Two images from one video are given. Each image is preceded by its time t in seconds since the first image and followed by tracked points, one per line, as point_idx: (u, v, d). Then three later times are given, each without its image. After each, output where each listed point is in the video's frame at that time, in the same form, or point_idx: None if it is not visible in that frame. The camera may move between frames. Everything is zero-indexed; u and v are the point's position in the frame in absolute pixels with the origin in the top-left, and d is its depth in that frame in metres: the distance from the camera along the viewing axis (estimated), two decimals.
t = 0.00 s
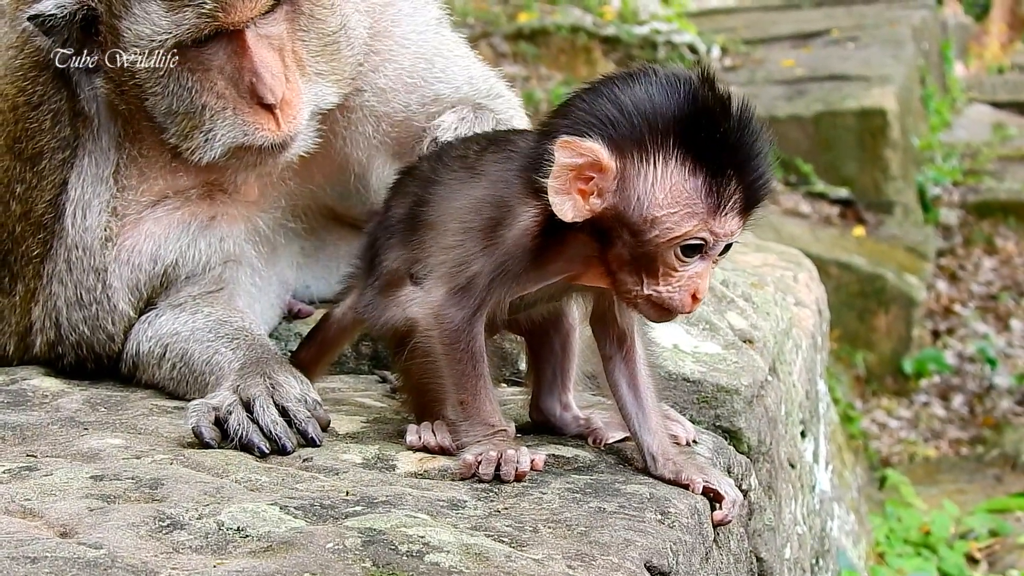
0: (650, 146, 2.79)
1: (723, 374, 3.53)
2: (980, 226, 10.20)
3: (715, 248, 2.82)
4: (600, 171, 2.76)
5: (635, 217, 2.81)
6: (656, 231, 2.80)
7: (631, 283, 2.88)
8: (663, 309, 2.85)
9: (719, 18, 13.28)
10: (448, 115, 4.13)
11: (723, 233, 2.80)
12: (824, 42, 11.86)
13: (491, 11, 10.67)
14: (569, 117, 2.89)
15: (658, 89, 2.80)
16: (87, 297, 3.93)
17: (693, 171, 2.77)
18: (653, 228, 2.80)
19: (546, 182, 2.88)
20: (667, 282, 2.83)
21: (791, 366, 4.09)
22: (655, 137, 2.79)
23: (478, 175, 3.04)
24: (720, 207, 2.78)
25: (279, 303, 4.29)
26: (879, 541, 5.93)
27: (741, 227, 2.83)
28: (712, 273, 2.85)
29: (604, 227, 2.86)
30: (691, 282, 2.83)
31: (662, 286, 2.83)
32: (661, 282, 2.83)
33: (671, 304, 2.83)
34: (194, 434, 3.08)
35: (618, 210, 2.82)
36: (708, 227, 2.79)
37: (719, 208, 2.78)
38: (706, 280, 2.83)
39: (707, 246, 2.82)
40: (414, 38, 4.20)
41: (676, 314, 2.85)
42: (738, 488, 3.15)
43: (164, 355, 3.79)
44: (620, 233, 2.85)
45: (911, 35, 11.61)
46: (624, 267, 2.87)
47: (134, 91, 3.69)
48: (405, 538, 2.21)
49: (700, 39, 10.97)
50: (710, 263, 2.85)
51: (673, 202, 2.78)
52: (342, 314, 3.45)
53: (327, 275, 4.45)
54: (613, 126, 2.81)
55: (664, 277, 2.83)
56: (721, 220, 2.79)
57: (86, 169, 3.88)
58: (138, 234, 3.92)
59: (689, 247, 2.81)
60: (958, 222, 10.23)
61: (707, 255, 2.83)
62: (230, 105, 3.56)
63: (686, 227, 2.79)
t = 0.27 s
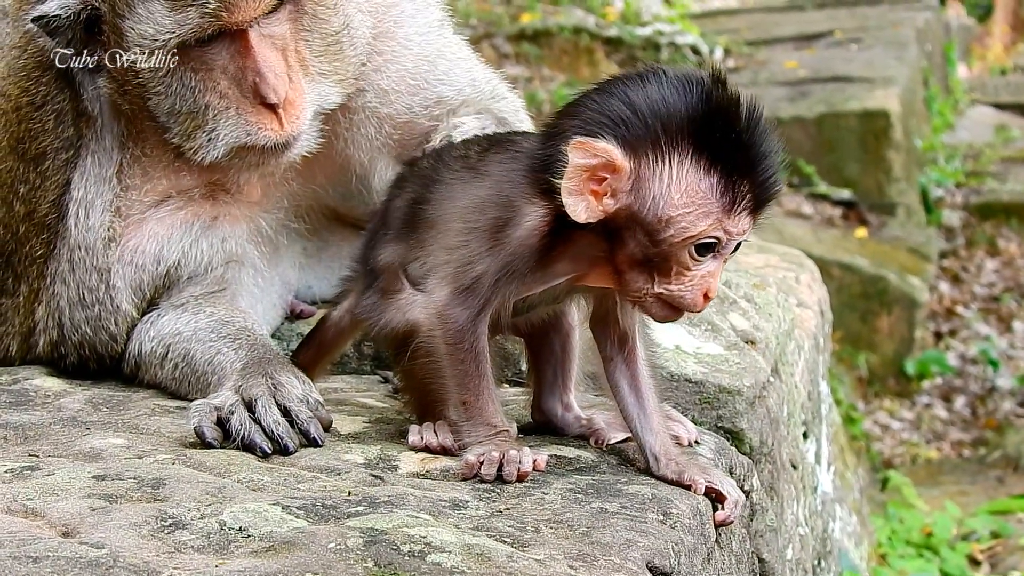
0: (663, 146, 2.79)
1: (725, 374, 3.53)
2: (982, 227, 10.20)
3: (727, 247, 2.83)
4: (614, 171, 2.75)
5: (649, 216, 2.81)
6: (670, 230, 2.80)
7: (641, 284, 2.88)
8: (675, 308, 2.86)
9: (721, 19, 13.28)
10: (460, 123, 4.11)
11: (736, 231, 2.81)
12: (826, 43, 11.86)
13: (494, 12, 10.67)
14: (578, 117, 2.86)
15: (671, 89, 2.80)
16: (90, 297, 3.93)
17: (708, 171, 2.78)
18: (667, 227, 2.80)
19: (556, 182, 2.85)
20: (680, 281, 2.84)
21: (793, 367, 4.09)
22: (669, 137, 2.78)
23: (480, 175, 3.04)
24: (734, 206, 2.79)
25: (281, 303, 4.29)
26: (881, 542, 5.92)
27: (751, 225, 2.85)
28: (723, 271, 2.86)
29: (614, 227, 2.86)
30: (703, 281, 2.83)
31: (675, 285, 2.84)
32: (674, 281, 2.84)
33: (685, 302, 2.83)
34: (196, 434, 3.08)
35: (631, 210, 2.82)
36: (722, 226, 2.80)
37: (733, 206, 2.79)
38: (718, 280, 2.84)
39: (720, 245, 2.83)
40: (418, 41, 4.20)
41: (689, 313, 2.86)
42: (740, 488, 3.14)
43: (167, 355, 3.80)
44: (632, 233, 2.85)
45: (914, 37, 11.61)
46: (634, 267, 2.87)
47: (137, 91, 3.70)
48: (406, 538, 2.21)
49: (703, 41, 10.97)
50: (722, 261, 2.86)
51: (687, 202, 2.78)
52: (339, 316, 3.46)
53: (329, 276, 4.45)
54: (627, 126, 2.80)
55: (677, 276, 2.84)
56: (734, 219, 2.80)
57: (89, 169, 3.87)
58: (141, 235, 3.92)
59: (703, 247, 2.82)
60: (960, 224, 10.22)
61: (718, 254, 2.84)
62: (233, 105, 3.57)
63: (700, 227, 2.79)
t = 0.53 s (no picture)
0: (668, 142, 2.79)
1: (727, 374, 3.53)
2: (983, 229, 10.20)
3: (734, 239, 2.84)
4: (619, 169, 2.75)
5: (657, 212, 2.81)
6: (677, 225, 2.80)
7: (649, 279, 2.89)
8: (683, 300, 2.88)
9: (723, 21, 13.28)
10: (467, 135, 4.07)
11: (743, 223, 2.82)
12: (828, 45, 11.86)
13: (496, 13, 10.67)
14: (581, 117, 2.86)
15: (672, 86, 2.80)
16: (92, 296, 3.94)
17: (712, 164, 2.78)
18: (675, 222, 2.80)
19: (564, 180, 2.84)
20: (689, 275, 2.85)
21: (795, 367, 4.09)
22: (672, 133, 2.79)
23: (480, 182, 3.02)
24: (740, 198, 2.80)
25: (282, 303, 4.30)
26: (882, 543, 5.92)
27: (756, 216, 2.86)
28: (731, 264, 2.87)
29: (620, 225, 2.86)
30: (712, 274, 2.84)
31: (683, 278, 2.85)
32: (682, 274, 2.85)
33: (692, 295, 2.85)
34: (198, 433, 3.08)
35: (638, 207, 2.82)
36: (728, 218, 2.81)
37: (739, 198, 2.80)
38: (725, 273, 2.85)
39: (728, 238, 2.83)
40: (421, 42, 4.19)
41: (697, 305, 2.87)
42: (742, 488, 3.14)
43: (169, 354, 3.80)
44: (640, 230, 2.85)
45: (916, 39, 11.61)
46: (642, 263, 2.88)
47: (140, 90, 3.70)
48: (409, 536, 2.21)
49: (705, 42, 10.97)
50: (729, 254, 2.87)
51: (694, 196, 2.78)
52: (333, 321, 3.53)
53: (330, 276, 4.46)
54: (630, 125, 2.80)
55: (685, 271, 2.85)
56: (741, 211, 2.81)
57: (91, 168, 3.88)
58: (143, 235, 3.92)
59: (710, 240, 2.82)
60: (962, 226, 10.23)
61: (726, 247, 2.85)
62: (235, 104, 3.57)
63: (707, 221, 2.79)
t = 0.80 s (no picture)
0: (694, 145, 2.78)
1: (726, 372, 3.52)
2: (982, 228, 10.21)
3: (744, 250, 2.85)
4: (643, 169, 2.73)
5: (672, 214, 2.79)
6: (692, 231, 2.80)
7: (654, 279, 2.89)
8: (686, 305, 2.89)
9: (721, 21, 13.29)
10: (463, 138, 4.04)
11: (753, 236, 2.83)
12: (827, 44, 11.86)
13: (494, 12, 10.67)
14: (606, 108, 2.81)
15: (704, 88, 2.78)
16: (89, 294, 3.93)
17: (733, 174, 2.78)
18: (690, 227, 2.79)
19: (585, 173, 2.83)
20: (695, 280, 2.85)
21: (793, 365, 4.09)
22: (698, 136, 2.78)
23: (488, 181, 3.01)
24: (754, 212, 2.81)
25: (281, 300, 4.30)
26: (881, 541, 5.91)
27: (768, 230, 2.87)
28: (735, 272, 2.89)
29: (632, 224, 2.85)
30: (716, 281, 2.85)
31: (692, 283, 2.85)
32: (688, 279, 2.85)
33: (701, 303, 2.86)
34: (196, 430, 3.08)
35: (653, 208, 2.81)
36: (743, 231, 2.81)
37: (757, 211, 2.81)
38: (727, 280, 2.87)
39: (736, 248, 2.84)
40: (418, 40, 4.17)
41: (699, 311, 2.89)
42: (740, 485, 3.14)
43: (167, 352, 3.80)
44: (652, 230, 2.84)
45: (914, 38, 11.61)
46: (650, 263, 2.87)
47: (134, 88, 3.71)
48: (407, 533, 2.21)
49: (703, 42, 10.97)
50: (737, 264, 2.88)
51: (711, 205, 2.78)
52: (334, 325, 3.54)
53: (329, 274, 4.46)
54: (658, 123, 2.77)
55: (692, 275, 2.85)
56: (753, 225, 2.82)
57: (87, 165, 3.88)
58: (140, 233, 3.93)
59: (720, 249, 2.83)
60: (960, 225, 10.23)
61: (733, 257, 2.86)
62: (229, 103, 3.57)
63: (721, 230, 2.79)
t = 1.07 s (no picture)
0: (733, 174, 2.75)
1: (724, 372, 3.52)
2: (980, 228, 10.21)
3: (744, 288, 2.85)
4: (684, 187, 2.69)
5: (692, 235, 2.76)
6: (708, 257, 2.77)
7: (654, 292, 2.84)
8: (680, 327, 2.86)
9: (720, 20, 13.28)
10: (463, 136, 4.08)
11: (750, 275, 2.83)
12: (826, 44, 11.86)
13: (493, 12, 10.67)
14: (658, 107, 2.80)
15: (755, 123, 2.78)
16: (88, 293, 3.94)
17: (756, 214, 2.77)
18: (707, 254, 2.76)
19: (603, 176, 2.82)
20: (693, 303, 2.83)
21: (792, 365, 4.09)
22: (738, 165, 2.75)
23: (484, 180, 3.01)
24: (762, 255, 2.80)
25: (280, 300, 4.30)
26: (879, 541, 5.92)
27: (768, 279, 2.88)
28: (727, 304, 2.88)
29: (647, 236, 2.81)
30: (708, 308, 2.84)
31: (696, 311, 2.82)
32: (687, 301, 2.83)
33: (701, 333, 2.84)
34: (195, 430, 3.08)
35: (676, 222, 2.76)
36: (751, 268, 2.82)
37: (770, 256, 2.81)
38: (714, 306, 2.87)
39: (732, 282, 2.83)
40: (415, 41, 4.17)
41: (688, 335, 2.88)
42: (738, 485, 3.15)
43: (167, 352, 3.80)
44: (666, 245, 2.80)
45: (913, 38, 11.61)
46: (655, 277, 2.84)
47: (132, 87, 3.71)
48: (405, 533, 2.21)
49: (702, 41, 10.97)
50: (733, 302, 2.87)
51: (729, 235, 2.75)
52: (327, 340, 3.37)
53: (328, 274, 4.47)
54: (704, 142, 2.74)
55: (692, 297, 2.83)
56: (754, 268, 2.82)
57: (86, 164, 3.89)
58: (139, 233, 3.93)
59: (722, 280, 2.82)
60: (959, 225, 10.23)
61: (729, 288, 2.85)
62: (226, 104, 3.57)
63: (731, 263, 2.78)
